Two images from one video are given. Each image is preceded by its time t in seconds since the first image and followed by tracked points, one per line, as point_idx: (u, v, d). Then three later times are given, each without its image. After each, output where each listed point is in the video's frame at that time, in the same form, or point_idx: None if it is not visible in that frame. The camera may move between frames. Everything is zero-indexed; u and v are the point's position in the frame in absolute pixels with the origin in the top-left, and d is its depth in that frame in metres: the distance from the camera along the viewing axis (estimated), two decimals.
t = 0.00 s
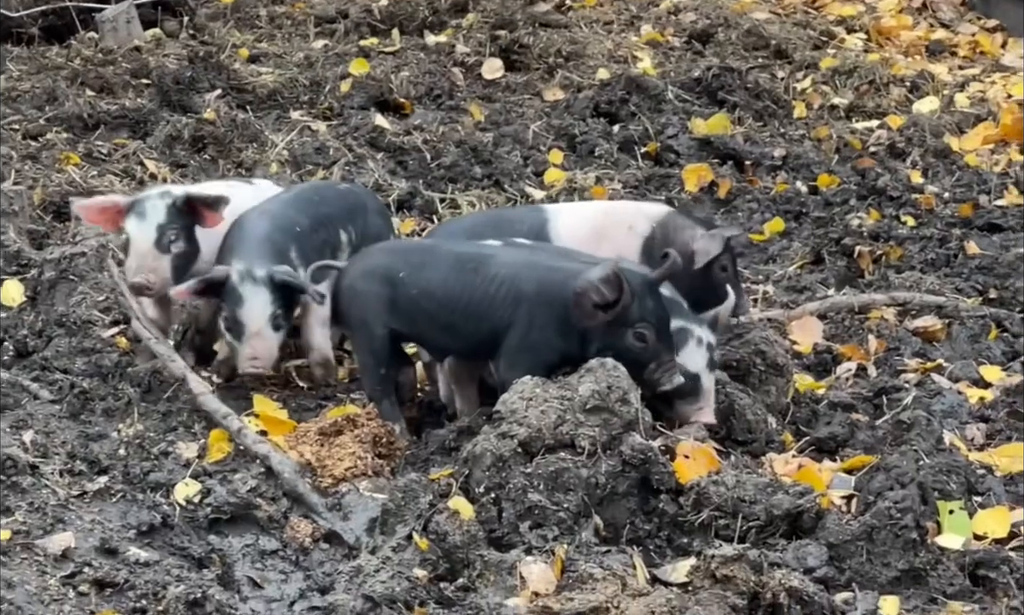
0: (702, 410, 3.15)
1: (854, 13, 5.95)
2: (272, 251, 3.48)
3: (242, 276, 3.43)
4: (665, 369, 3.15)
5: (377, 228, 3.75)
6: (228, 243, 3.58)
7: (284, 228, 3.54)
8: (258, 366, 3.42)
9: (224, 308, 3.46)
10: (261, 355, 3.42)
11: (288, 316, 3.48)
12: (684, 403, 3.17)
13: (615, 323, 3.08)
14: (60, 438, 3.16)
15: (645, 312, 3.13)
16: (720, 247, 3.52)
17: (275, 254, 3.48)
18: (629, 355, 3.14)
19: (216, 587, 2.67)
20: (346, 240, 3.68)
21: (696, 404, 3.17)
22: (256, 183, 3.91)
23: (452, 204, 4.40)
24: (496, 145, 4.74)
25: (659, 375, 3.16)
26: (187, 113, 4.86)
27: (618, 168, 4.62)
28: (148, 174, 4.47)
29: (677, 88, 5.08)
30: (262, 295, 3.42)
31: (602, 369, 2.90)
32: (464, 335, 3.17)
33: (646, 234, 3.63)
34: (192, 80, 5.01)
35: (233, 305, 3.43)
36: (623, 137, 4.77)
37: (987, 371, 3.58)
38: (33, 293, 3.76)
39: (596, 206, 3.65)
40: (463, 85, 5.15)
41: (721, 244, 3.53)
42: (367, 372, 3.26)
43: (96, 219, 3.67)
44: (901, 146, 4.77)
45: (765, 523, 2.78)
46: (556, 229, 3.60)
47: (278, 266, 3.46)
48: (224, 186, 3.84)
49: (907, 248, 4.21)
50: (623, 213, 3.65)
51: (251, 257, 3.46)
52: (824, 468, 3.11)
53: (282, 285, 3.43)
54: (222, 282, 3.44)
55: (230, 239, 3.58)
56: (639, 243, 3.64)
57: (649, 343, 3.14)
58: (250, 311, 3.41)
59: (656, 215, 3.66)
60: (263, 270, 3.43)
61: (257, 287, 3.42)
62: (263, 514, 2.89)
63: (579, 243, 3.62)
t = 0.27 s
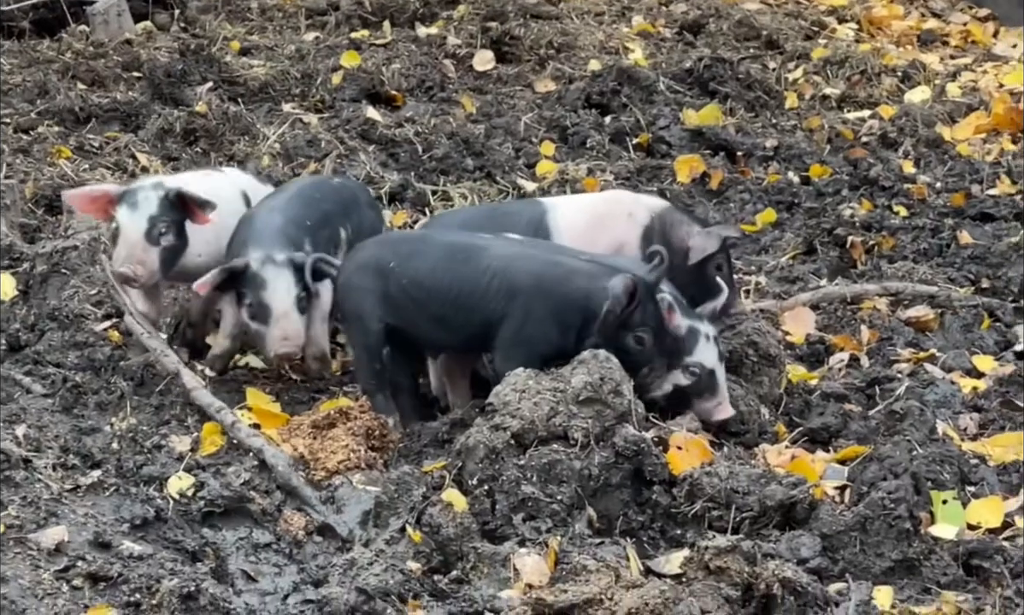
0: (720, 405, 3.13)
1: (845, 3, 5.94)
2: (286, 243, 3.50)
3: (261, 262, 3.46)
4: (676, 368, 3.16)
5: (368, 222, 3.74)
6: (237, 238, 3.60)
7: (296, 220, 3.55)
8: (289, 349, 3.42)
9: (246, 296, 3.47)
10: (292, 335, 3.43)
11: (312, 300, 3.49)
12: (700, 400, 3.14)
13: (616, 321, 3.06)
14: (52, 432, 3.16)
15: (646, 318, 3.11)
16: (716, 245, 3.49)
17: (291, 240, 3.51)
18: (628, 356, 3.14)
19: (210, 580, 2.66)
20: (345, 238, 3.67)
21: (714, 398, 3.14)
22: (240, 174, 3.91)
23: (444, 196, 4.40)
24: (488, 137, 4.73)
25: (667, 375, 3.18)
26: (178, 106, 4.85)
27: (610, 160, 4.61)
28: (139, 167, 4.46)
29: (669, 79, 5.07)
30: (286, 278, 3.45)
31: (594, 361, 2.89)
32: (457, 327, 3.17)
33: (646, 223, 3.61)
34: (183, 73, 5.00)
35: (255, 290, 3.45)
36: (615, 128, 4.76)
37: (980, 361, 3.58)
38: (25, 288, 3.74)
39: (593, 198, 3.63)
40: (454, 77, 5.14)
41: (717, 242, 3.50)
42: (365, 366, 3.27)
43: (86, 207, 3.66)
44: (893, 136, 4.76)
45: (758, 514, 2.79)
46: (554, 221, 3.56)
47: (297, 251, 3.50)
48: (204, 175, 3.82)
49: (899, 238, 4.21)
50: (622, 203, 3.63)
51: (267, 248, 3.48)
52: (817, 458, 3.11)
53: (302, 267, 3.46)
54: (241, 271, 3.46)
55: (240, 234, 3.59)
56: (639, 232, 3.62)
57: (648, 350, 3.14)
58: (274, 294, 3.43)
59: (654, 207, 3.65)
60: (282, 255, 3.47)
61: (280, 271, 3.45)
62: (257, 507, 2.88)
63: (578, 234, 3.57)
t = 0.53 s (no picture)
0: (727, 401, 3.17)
1: None
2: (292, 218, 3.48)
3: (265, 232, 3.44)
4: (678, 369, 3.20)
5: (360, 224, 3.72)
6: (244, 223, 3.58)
7: (301, 203, 3.53)
8: (303, 307, 3.36)
9: (254, 265, 3.43)
10: (304, 295, 3.37)
11: (325, 262, 3.44)
12: (707, 397, 3.17)
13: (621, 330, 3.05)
14: (46, 429, 3.15)
15: (643, 346, 3.15)
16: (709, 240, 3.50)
17: (297, 215, 3.50)
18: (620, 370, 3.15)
19: (204, 576, 2.66)
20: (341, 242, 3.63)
21: (721, 395, 3.17)
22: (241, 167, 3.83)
23: (438, 191, 4.39)
24: (481, 132, 4.72)
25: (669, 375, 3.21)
26: (171, 102, 4.83)
27: (603, 155, 4.61)
28: (132, 163, 4.45)
29: (662, 74, 5.07)
30: (292, 239, 3.41)
31: (588, 356, 2.88)
32: (460, 319, 3.12)
33: (640, 217, 3.58)
34: (176, 69, 4.99)
35: (264, 258, 3.41)
36: (608, 123, 4.75)
37: (974, 354, 3.58)
38: (19, 284, 3.73)
39: (587, 193, 3.60)
40: (447, 72, 5.13)
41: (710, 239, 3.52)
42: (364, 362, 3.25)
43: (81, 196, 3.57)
44: (886, 130, 4.76)
45: (753, 508, 2.77)
46: (548, 216, 3.55)
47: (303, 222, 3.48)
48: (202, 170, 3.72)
49: (893, 232, 4.21)
50: (615, 197, 3.60)
51: (272, 220, 3.46)
52: (811, 453, 3.11)
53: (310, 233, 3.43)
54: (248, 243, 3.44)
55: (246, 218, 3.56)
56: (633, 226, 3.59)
57: (642, 369, 3.16)
58: (282, 256, 3.39)
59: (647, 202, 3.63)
60: (287, 222, 3.45)
61: (285, 234, 3.42)
62: (251, 503, 2.89)
63: (573, 230, 3.56)
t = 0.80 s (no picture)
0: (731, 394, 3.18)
1: None
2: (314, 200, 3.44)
3: (289, 213, 3.39)
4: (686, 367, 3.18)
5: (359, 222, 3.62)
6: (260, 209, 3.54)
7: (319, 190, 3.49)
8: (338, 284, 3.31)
9: (281, 247, 3.37)
10: (336, 269, 3.31)
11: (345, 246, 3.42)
12: (712, 392, 3.17)
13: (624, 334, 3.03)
14: (42, 428, 3.15)
15: (646, 338, 3.08)
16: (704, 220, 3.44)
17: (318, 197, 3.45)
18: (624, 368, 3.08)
19: (200, 574, 2.66)
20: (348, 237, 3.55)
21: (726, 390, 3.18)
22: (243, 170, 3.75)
23: (433, 189, 4.39)
24: (476, 130, 4.72)
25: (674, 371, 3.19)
26: (166, 101, 4.83)
27: (599, 152, 4.61)
28: (127, 162, 4.44)
29: (656, 72, 5.07)
30: (318, 220, 3.38)
31: (583, 354, 2.89)
32: (462, 319, 3.12)
33: (630, 213, 3.55)
34: (171, 68, 4.98)
35: (290, 238, 3.36)
36: (604, 121, 4.75)
37: (970, 351, 3.59)
38: (14, 283, 3.75)
39: (574, 191, 3.58)
40: (442, 71, 5.13)
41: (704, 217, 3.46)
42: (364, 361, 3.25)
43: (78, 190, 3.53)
44: (881, 127, 4.77)
45: (749, 505, 2.78)
46: (535, 212, 3.53)
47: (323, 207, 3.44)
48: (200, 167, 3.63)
49: (888, 229, 4.21)
50: (604, 195, 3.58)
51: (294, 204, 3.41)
52: (807, 450, 3.11)
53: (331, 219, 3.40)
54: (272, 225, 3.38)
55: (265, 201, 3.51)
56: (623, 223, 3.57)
57: (647, 366, 3.09)
58: (310, 236, 3.35)
59: (637, 194, 3.59)
60: (310, 204, 3.41)
61: (310, 214, 3.39)
62: (247, 502, 2.88)
63: (563, 227, 3.53)
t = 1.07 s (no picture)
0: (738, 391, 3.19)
1: None
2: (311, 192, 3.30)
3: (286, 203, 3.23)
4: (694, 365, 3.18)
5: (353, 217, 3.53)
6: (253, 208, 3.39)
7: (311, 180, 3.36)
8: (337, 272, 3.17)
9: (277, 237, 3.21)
10: (335, 256, 3.18)
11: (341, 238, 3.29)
12: (720, 391, 3.18)
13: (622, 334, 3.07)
14: (40, 430, 3.14)
15: (648, 332, 3.12)
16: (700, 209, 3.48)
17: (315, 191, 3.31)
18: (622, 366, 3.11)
19: (199, 576, 2.66)
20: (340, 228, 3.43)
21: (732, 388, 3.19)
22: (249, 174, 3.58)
23: (431, 190, 4.39)
24: (473, 131, 4.72)
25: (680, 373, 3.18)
26: (164, 103, 4.83)
27: (596, 153, 4.61)
28: (126, 164, 4.44)
29: (654, 73, 5.07)
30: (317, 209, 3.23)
31: (581, 355, 2.90)
32: (460, 322, 3.14)
33: (629, 212, 3.56)
34: (168, 69, 4.98)
35: (288, 227, 3.20)
36: (601, 122, 4.75)
37: (967, 351, 3.59)
38: (12, 286, 3.74)
39: (571, 192, 3.57)
40: (439, 72, 5.12)
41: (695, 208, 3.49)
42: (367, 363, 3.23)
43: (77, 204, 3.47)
44: (879, 128, 4.77)
45: (747, 506, 2.79)
46: (531, 218, 3.51)
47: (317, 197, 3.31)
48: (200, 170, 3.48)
49: (886, 230, 4.21)
50: (601, 194, 3.58)
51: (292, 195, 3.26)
52: (805, 450, 3.11)
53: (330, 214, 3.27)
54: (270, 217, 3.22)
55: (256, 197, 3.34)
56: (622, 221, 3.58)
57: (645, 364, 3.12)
58: (309, 224, 3.20)
59: (635, 193, 3.59)
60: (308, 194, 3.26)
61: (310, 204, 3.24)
62: (245, 503, 2.88)
63: (564, 231, 3.53)
